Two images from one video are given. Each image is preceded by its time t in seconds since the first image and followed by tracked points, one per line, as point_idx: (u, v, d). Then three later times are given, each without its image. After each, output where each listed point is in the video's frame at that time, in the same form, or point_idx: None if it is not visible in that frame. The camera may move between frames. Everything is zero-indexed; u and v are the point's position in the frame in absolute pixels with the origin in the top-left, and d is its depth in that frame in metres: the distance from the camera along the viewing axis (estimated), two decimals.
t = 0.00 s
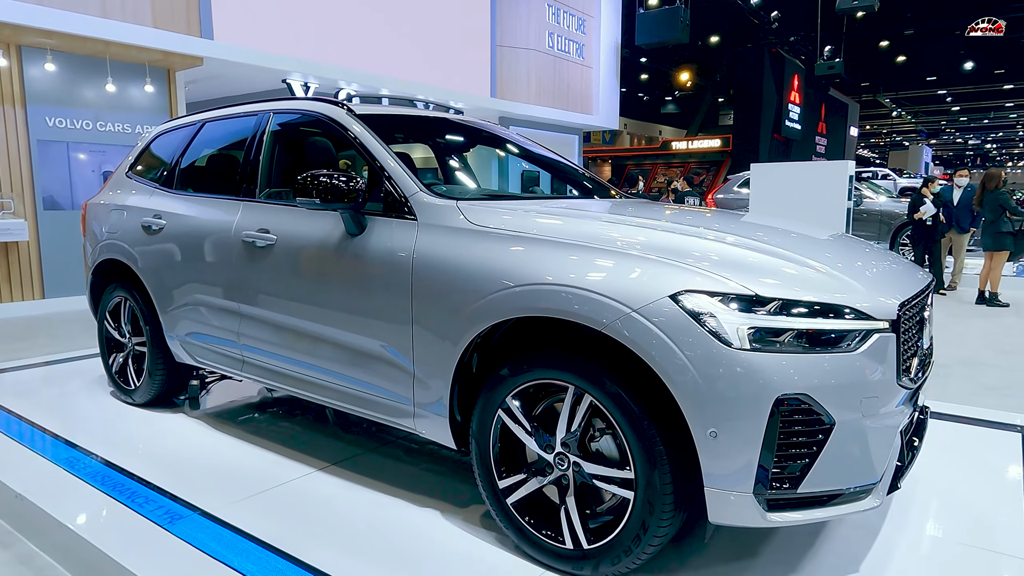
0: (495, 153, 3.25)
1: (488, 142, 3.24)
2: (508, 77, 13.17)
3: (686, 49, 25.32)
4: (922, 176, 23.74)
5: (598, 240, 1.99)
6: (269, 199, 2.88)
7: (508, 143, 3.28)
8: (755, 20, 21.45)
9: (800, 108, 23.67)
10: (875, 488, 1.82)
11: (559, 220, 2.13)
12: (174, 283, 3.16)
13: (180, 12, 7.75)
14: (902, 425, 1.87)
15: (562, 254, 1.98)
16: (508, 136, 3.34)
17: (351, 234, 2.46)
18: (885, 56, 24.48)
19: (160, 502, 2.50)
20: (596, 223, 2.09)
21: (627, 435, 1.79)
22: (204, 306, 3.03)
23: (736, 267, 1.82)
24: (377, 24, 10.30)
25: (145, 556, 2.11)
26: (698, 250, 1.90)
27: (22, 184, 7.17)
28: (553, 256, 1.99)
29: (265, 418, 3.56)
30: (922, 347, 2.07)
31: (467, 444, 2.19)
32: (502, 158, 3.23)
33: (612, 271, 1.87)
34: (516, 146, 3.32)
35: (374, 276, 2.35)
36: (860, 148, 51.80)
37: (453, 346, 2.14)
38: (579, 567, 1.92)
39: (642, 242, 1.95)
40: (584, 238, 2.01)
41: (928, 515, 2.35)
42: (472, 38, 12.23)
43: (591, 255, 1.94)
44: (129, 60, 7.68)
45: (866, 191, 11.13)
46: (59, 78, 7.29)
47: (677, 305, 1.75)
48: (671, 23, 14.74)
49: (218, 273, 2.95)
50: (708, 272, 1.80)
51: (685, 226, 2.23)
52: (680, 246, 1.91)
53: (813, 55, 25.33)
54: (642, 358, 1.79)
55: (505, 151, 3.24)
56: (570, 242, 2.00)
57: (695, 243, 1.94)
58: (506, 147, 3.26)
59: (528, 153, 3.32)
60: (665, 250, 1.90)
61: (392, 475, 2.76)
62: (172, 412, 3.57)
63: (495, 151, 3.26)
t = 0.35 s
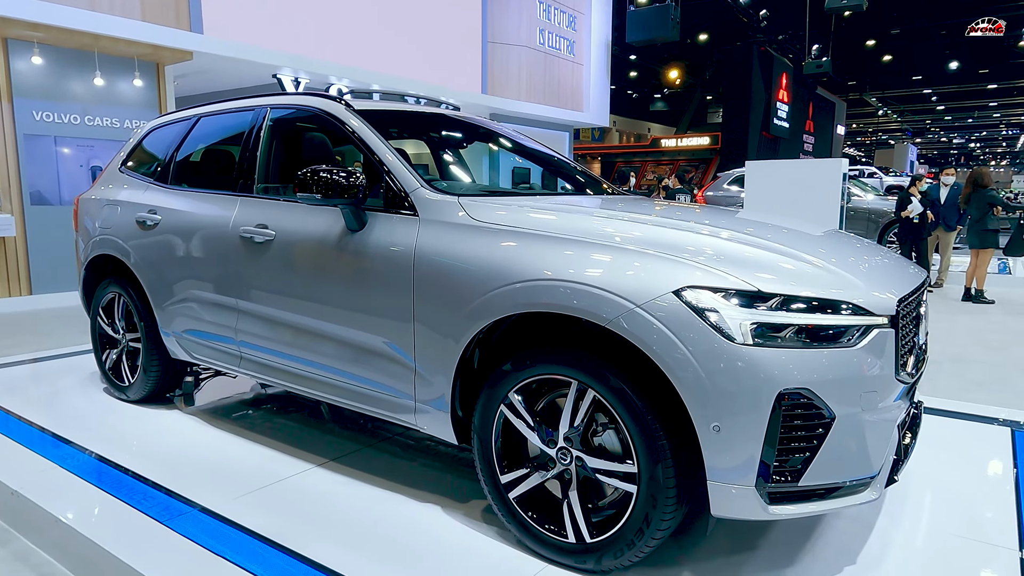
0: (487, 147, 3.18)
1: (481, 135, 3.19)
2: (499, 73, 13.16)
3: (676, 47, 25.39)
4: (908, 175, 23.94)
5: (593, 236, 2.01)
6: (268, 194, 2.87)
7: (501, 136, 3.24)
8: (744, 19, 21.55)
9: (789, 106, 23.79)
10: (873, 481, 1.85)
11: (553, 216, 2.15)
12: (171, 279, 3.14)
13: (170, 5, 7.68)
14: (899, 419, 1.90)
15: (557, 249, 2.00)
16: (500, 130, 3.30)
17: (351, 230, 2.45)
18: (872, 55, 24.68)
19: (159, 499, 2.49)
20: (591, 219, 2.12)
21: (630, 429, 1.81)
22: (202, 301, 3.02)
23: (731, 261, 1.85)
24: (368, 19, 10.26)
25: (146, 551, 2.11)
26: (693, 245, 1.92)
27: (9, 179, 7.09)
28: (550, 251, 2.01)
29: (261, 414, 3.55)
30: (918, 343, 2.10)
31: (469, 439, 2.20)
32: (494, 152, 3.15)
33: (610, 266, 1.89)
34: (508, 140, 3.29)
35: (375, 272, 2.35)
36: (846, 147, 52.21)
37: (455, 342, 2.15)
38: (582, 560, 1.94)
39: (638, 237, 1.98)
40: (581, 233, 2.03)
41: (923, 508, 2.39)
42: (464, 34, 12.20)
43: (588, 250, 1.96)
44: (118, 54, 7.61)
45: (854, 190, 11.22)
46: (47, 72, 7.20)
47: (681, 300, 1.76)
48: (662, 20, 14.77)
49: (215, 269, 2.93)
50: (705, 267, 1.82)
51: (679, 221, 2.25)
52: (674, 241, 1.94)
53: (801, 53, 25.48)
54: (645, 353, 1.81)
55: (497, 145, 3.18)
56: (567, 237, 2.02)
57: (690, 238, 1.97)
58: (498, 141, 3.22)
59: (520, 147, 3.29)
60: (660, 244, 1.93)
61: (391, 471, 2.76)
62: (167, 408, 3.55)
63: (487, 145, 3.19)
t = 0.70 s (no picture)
0: (474, 145, 3.14)
1: (468, 133, 3.15)
2: (485, 71, 13.13)
3: (661, 45, 25.49)
4: (889, 174, 24.24)
5: (582, 234, 2.02)
6: (258, 192, 2.84)
7: (488, 133, 3.19)
8: (729, 18, 21.70)
9: (772, 105, 23.97)
10: (865, 479, 1.87)
11: (542, 214, 2.16)
12: (158, 278, 3.10)
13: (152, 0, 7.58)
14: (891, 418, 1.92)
15: (547, 248, 2.01)
16: (487, 126, 3.25)
17: (343, 229, 2.43)
18: (853, 55, 24.95)
19: (146, 501, 2.45)
20: (579, 217, 2.12)
21: (625, 428, 1.81)
22: (189, 301, 2.99)
23: (722, 259, 1.86)
24: (354, 14, 10.18)
25: (134, 555, 2.08)
26: (683, 243, 1.93)
27: None
28: (541, 250, 2.01)
29: (249, 414, 3.52)
30: (908, 341, 2.12)
31: (463, 439, 2.19)
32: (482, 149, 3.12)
33: (602, 265, 1.89)
34: (496, 136, 3.24)
35: (367, 271, 2.34)
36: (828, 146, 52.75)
37: (449, 342, 2.14)
38: (578, 560, 1.94)
39: (627, 236, 1.98)
40: (570, 233, 2.03)
41: (912, 504, 2.42)
42: (450, 31, 12.15)
43: (578, 250, 1.96)
44: (100, 49, 7.49)
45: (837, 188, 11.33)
46: (25, 66, 7.07)
47: (677, 300, 1.77)
48: (647, 19, 14.81)
49: (203, 269, 2.90)
50: (697, 265, 1.83)
51: (669, 219, 2.26)
52: (663, 240, 1.95)
53: (784, 53, 25.69)
54: (641, 352, 1.81)
55: (485, 142, 3.13)
56: (557, 236, 2.03)
57: (679, 236, 1.98)
58: (486, 137, 3.16)
59: (508, 143, 3.25)
60: (650, 243, 1.94)
61: (382, 472, 2.75)
62: (153, 410, 3.50)
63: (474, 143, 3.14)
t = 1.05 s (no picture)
0: (457, 139, 3.08)
1: (452, 127, 3.10)
2: (467, 68, 13.05)
3: (641, 44, 25.57)
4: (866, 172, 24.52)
5: (569, 230, 1.99)
6: (241, 189, 2.76)
7: (472, 127, 3.14)
8: (708, 18, 21.81)
9: (751, 103, 24.12)
10: (863, 478, 1.86)
11: (527, 210, 2.12)
12: (136, 278, 3.01)
13: None
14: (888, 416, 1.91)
15: (534, 245, 1.97)
16: (471, 121, 3.20)
17: (330, 227, 2.37)
18: (831, 54, 25.19)
19: (125, 508, 2.37)
20: (564, 213, 2.09)
21: (623, 429, 1.78)
22: (168, 301, 2.90)
23: (712, 254, 1.83)
24: (334, 9, 10.04)
25: (113, 565, 2.00)
26: (671, 238, 1.91)
27: None
28: (528, 247, 1.97)
29: (230, 417, 3.44)
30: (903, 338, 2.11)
31: (454, 442, 2.14)
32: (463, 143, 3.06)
33: (591, 262, 1.86)
34: (480, 131, 3.20)
35: (354, 269, 2.28)
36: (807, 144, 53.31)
37: (440, 342, 2.09)
38: (573, 563, 1.90)
39: (615, 231, 1.95)
40: (557, 228, 2.00)
41: (904, 501, 2.42)
42: (431, 28, 12.06)
43: (566, 246, 1.93)
44: (73, 43, 7.31)
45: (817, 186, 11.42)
46: None
47: (676, 298, 1.73)
48: (629, 16, 14.81)
49: (183, 268, 2.81)
50: (688, 260, 1.80)
51: (656, 215, 2.23)
52: (650, 234, 1.92)
53: (763, 52, 25.87)
54: (638, 350, 1.78)
55: (469, 137, 3.09)
56: (544, 232, 1.99)
57: (666, 231, 1.95)
58: (469, 132, 3.12)
59: (492, 138, 3.21)
60: (639, 238, 1.91)
61: (371, 475, 2.69)
62: (131, 413, 3.41)
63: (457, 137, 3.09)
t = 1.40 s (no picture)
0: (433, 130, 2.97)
1: (428, 118, 3.00)
2: (439, 62, 12.89)
3: (612, 41, 25.62)
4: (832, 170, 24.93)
5: (548, 223, 1.92)
6: (210, 184, 2.62)
7: (448, 118, 3.05)
8: (678, 15, 21.93)
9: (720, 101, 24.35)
10: (862, 476, 1.81)
11: (504, 203, 2.05)
12: (97, 277, 2.85)
13: None
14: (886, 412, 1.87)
15: (512, 239, 1.91)
16: (446, 111, 3.11)
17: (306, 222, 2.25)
18: (797, 53, 25.56)
19: (87, 521, 2.23)
20: (542, 205, 2.03)
21: (618, 431, 1.70)
22: (132, 301, 2.75)
23: (696, 245, 1.78)
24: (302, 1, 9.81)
25: None
26: (652, 230, 1.85)
27: None
28: (506, 241, 1.91)
29: (199, 421, 3.29)
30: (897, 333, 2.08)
31: (440, 447, 2.04)
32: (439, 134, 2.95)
33: (576, 256, 1.79)
34: (456, 122, 3.10)
35: (330, 265, 2.17)
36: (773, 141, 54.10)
37: (424, 343, 2.00)
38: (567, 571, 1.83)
39: (596, 223, 1.90)
40: (548, 223, 1.92)
41: (895, 496, 2.40)
42: (402, 21, 11.88)
43: (547, 239, 1.86)
44: (27, 33, 7.00)
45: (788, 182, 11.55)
46: None
47: (674, 294, 1.66)
48: (600, 13, 14.80)
49: (148, 266, 2.67)
50: (672, 252, 1.75)
51: (635, 206, 2.18)
52: (643, 227, 1.86)
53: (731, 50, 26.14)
54: (634, 349, 1.71)
55: (445, 127, 2.99)
56: (523, 225, 1.93)
57: (646, 223, 1.90)
58: (445, 123, 3.02)
59: (468, 129, 3.11)
60: (634, 232, 1.84)
61: (349, 480, 2.59)
62: (93, 420, 3.24)
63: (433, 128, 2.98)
